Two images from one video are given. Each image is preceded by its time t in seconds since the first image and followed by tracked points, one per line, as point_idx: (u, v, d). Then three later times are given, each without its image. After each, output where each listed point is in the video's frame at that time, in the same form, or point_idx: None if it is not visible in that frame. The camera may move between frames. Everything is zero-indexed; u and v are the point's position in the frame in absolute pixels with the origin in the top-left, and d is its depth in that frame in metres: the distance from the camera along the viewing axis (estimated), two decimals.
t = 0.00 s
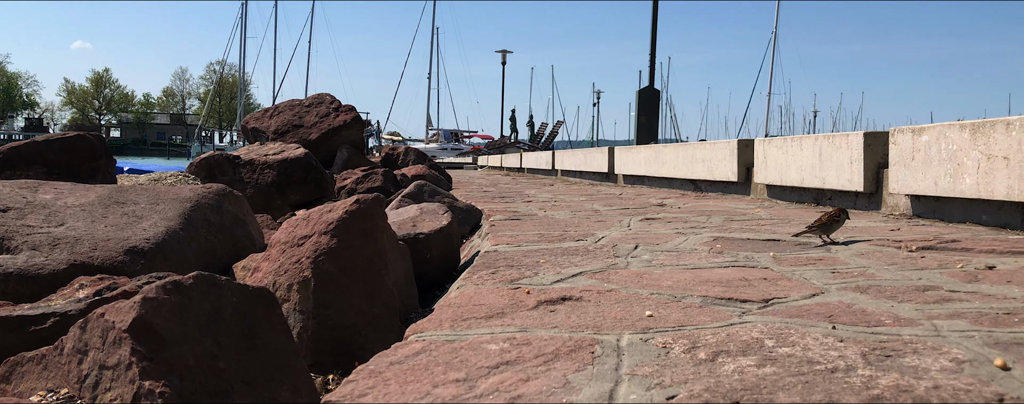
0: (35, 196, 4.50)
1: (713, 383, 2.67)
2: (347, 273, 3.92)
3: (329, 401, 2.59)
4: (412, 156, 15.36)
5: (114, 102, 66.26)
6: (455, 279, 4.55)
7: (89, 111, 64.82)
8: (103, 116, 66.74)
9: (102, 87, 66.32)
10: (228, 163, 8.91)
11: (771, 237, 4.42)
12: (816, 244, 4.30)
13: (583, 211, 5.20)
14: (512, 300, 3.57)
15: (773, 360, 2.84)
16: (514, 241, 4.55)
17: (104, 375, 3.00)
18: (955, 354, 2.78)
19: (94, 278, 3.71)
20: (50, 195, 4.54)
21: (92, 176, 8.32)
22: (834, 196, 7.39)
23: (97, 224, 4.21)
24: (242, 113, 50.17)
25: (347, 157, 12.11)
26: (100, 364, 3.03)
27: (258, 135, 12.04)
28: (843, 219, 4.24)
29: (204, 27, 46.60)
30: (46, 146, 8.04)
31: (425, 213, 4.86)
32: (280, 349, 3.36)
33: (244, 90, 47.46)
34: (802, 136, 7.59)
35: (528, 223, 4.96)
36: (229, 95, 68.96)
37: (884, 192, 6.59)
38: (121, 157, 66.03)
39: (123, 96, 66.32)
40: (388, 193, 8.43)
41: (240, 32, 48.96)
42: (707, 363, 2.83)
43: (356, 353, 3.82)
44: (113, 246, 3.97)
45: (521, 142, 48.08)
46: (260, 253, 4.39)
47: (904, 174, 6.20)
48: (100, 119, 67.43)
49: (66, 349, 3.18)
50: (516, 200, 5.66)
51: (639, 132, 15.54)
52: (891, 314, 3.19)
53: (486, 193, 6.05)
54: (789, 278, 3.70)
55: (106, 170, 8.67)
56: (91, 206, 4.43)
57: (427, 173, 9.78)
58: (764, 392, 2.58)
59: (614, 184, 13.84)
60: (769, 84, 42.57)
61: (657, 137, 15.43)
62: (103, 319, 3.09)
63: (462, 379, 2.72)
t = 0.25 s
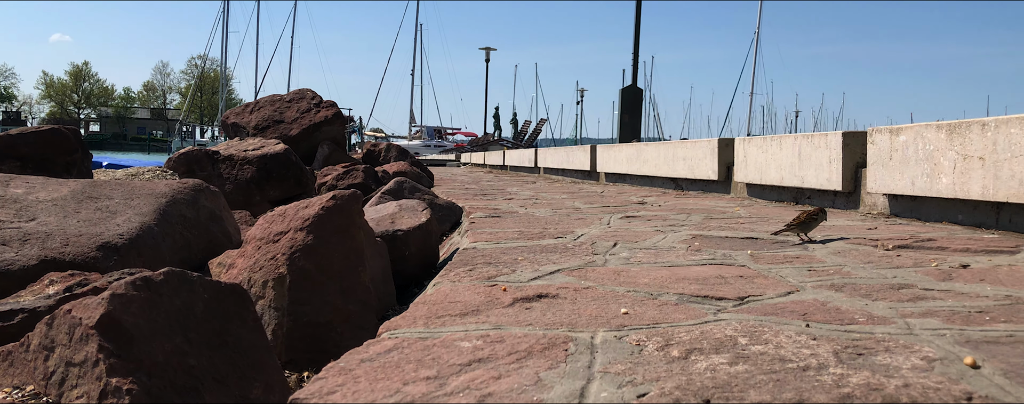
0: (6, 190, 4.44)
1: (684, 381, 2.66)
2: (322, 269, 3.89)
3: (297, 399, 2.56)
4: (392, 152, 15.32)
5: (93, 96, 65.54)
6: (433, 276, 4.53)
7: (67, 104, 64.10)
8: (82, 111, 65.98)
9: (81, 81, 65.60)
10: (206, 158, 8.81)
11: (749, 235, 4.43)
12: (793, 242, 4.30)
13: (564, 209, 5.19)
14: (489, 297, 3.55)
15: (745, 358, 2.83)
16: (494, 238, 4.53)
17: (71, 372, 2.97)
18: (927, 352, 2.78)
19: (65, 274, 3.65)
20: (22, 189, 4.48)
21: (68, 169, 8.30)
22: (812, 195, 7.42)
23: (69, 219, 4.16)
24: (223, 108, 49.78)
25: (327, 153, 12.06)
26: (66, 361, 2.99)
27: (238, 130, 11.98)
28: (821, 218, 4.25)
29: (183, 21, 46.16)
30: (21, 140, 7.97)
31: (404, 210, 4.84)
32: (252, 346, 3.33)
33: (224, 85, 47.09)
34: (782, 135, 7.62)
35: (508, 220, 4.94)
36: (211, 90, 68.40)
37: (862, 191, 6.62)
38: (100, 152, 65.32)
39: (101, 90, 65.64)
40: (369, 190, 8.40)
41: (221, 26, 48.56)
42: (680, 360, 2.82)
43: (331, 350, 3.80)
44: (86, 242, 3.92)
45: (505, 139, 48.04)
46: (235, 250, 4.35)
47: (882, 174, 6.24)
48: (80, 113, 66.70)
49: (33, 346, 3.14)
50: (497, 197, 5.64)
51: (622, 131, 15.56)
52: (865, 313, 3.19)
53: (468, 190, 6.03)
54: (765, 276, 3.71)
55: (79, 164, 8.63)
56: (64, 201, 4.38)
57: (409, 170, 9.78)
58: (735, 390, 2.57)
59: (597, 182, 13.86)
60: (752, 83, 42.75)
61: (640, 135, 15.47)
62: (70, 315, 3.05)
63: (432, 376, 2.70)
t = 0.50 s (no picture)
0: None
1: (658, 381, 2.64)
2: (299, 268, 3.85)
3: (267, 400, 2.53)
4: (375, 152, 15.24)
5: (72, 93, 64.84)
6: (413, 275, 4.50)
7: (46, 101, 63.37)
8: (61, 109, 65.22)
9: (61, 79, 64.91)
10: (185, 155, 8.73)
11: (729, 235, 4.43)
12: (772, 242, 4.31)
13: (546, 208, 5.17)
14: (466, 296, 3.53)
15: (719, 358, 2.83)
16: (473, 237, 4.51)
17: (38, 373, 2.94)
18: (900, 352, 2.79)
19: (35, 273, 3.59)
20: None
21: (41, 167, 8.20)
22: (792, 195, 7.45)
23: (42, 217, 4.10)
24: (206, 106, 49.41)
25: (308, 152, 11.94)
26: (34, 361, 2.95)
27: (219, 128, 11.90)
28: (800, 218, 4.25)
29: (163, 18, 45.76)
30: None
31: (383, 209, 4.81)
32: (225, 346, 3.28)
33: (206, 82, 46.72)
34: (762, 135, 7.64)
35: (489, 219, 4.92)
36: (194, 88, 67.84)
37: (841, 192, 6.65)
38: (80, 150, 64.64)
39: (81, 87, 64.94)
40: (350, 188, 8.37)
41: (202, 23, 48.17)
42: (655, 360, 2.81)
43: (307, 349, 3.77)
44: (58, 240, 3.86)
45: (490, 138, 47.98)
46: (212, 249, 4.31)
47: (861, 174, 6.26)
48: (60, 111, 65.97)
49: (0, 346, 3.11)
50: (479, 197, 5.62)
51: (605, 130, 15.58)
52: (840, 312, 3.19)
53: (450, 190, 6.01)
54: (743, 276, 3.71)
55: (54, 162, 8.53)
56: (36, 199, 4.33)
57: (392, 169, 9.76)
58: (708, 389, 2.55)
59: (579, 181, 13.86)
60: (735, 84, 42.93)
61: (623, 135, 15.50)
62: (37, 315, 3.01)
63: (404, 377, 2.67)
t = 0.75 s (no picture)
0: None
1: (638, 382, 2.63)
2: (281, 268, 3.83)
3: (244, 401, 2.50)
4: (362, 151, 15.22)
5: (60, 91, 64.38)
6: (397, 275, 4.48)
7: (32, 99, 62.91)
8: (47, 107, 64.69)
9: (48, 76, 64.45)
10: (171, 154, 8.68)
11: (714, 236, 4.43)
12: (757, 243, 4.31)
13: (532, 208, 5.17)
14: (448, 297, 3.52)
15: (700, 359, 2.82)
16: (459, 237, 4.50)
17: (13, 372, 2.90)
18: (880, 354, 2.79)
19: (14, 272, 3.56)
20: None
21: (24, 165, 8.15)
22: (778, 196, 7.47)
23: (21, 216, 4.06)
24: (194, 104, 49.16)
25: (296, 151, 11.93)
26: (9, 360, 2.92)
27: (205, 127, 11.84)
28: (786, 219, 4.25)
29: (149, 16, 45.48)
30: None
31: (368, 209, 4.79)
32: (206, 345, 3.26)
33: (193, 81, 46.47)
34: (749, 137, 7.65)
35: (475, 219, 4.91)
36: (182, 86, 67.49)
37: (827, 193, 6.67)
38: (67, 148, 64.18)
39: (68, 85, 64.46)
40: (337, 188, 8.35)
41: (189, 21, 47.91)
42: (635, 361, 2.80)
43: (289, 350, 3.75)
44: (38, 239, 3.82)
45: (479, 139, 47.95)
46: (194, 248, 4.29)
47: (846, 176, 6.28)
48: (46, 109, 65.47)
49: None
50: (465, 197, 5.61)
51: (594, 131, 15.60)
52: (822, 314, 3.19)
53: (437, 189, 5.99)
54: (726, 277, 3.70)
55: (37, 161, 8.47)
56: (16, 197, 4.29)
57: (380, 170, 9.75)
58: (687, 391, 2.54)
59: (567, 182, 13.87)
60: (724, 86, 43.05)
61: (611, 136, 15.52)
62: (13, 314, 2.97)
63: (383, 378, 2.65)
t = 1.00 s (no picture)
0: None
1: (622, 385, 2.61)
2: (266, 270, 3.81)
3: None
4: (352, 153, 15.15)
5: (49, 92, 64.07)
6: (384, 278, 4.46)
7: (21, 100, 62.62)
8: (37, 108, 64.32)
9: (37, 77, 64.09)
10: (158, 156, 8.62)
11: (702, 239, 4.42)
12: (745, 246, 4.30)
13: (521, 211, 5.16)
14: (434, 299, 3.50)
15: (684, 363, 2.80)
16: (446, 240, 4.48)
17: None
18: (865, 357, 2.78)
19: None
20: None
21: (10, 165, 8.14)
22: (766, 199, 7.48)
23: (4, 218, 4.03)
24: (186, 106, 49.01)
25: (285, 153, 11.89)
26: None
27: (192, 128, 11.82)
28: (774, 222, 4.24)
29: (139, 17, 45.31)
30: None
31: (356, 211, 4.77)
32: (189, 348, 3.22)
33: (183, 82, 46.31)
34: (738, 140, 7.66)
35: (464, 222, 4.89)
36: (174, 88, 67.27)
37: (816, 196, 6.68)
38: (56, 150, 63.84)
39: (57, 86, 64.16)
40: (326, 189, 8.33)
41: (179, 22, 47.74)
42: (620, 365, 2.79)
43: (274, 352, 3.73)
44: (20, 241, 3.79)
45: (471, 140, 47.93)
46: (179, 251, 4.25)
47: (834, 178, 6.29)
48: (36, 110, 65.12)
49: None
50: (454, 199, 5.59)
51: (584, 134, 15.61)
52: (808, 317, 3.18)
53: (427, 192, 5.97)
54: (713, 280, 3.70)
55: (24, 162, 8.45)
56: None
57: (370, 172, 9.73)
58: (671, 394, 2.52)
59: (558, 184, 13.88)
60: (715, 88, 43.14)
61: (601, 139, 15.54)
62: None
63: (365, 382, 2.63)
